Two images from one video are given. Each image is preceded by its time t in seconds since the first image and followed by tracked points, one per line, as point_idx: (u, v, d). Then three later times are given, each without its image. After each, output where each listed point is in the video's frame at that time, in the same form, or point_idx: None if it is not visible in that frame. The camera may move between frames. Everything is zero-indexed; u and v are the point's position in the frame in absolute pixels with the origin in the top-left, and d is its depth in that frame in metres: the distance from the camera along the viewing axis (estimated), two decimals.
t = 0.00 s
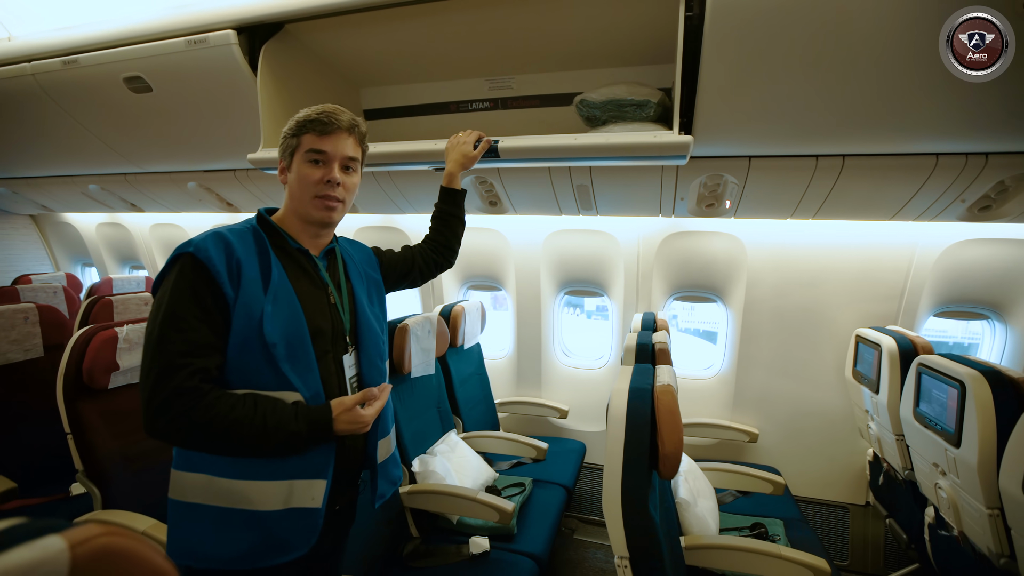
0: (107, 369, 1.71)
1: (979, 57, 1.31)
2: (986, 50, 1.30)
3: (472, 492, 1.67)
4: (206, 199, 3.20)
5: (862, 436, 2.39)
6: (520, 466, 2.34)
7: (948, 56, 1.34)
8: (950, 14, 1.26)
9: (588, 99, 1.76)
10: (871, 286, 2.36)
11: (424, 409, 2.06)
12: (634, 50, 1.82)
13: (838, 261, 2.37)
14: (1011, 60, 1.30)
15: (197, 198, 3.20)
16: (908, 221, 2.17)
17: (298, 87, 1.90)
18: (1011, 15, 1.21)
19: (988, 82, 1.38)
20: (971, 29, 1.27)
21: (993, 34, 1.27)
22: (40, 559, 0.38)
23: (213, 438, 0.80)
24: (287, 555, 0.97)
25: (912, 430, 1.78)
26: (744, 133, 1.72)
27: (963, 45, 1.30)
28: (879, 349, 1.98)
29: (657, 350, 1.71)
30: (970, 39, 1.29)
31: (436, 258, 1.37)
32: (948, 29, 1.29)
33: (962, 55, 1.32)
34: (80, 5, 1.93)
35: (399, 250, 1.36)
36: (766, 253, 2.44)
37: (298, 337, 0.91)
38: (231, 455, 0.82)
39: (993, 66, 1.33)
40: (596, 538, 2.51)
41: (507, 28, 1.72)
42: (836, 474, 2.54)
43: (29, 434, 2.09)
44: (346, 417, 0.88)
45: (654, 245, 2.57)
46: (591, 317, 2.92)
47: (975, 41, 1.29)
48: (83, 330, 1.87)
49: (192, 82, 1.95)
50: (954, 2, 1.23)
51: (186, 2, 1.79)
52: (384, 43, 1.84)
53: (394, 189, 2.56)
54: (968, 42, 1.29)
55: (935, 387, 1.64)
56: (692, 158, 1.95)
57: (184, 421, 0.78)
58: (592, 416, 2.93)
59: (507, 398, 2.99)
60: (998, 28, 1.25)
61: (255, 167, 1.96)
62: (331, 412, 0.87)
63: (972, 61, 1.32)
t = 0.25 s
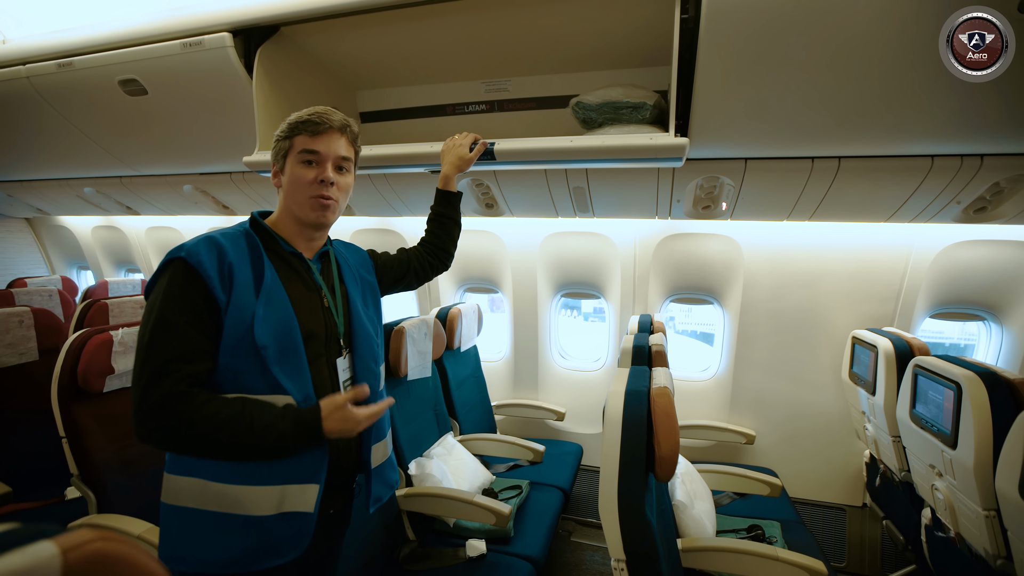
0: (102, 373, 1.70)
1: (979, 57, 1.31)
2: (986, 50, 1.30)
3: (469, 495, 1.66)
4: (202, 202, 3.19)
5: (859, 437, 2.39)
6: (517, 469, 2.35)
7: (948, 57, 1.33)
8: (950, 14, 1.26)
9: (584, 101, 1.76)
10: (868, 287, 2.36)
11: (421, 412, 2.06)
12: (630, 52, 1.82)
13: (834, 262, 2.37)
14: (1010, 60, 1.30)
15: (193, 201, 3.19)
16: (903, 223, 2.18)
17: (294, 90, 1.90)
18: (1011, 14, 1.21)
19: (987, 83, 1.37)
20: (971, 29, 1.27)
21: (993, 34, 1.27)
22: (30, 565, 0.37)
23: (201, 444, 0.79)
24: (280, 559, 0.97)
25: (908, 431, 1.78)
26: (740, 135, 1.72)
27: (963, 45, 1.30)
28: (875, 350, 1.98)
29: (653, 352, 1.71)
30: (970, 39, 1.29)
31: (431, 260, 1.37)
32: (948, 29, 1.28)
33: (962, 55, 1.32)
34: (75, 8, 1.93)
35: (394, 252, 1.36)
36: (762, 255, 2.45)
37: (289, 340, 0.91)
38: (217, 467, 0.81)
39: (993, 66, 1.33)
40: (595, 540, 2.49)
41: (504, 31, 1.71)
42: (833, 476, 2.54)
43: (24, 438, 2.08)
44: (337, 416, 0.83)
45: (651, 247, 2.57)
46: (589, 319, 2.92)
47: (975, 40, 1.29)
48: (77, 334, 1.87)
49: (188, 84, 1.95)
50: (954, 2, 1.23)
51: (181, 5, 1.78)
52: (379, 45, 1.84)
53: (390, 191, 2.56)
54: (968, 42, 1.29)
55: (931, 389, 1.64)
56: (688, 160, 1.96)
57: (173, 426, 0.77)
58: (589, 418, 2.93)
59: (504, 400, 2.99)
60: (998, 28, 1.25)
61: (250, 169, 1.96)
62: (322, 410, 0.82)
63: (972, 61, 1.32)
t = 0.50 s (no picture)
0: (100, 376, 1.70)
1: (979, 57, 1.31)
2: (986, 50, 1.30)
3: (468, 497, 1.66)
4: (200, 204, 3.19)
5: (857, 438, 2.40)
6: (517, 470, 2.35)
7: (948, 56, 1.34)
8: (950, 14, 1.26)
9: (582, 103, 1.76)
10: (866, 288, 2.36)
11: (420, 414, 2.06)
12: (629, 54, 1.83)
13: (833, 264, 2.38)
14: (1010, 60, 1.30)
15: (191, 203, 3.19)
16: (902, 224, 2.18)
17: (292, 92, 1.90)
18: (1011, 14, 1.21)
19: (987, 83, 1.37)
20: (971, 29, 1.27)
21: (993, 34, 1.27)
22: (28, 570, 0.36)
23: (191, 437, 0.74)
24: (274, 558, 0.97)
25: (907, 433, 1.78)
26: (738, 136, 1.72)
27: (963, 45, 1.30)
28: (874, 351, 1.98)
29: (653, 353, 1.71)
30: (970, 39, 1.29)
31: (430, 263, 1.36)
32: (948, 28, 1.29)
33: (962, 55, 1.32)
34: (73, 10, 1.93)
35: (393, 254, 1.35)
36: (761, 256, 2.45)
37: (289, 337, 0.90)
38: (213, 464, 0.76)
39: (993, 66, 1.33)
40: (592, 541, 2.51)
41: (503, 32, 1.72)
42: (832, 477, 2.54)
43: (20, 441, 2.07)
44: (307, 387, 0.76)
45: (649, 249, 2.58)
46: (588, 320, 2.92)
47: (975, 40, 1.29)
48: (74, 336, 1.86)
49: (186, 86, 1.95)
50: (954, 1, 1.23)
51: (179, 7, 1.78)
52: (378, 47, 1.84)
53: (389, 193, 2.56)
54: (968, 42, 1.29)
55: (930, 389, 1.64)
56: (687, 161, 1.96)
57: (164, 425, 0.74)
58: (588, 419, 2.93)
59: (503, 402, 2.99)
60: (998, 28, 1.25)
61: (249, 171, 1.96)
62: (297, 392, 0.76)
63: (972, 61, 1.32)
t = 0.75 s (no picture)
0: (97, 379, 1.70)
1: (979, 57, 1.31)
2: (986, 50, 1.30)
3: (466, 499, 1.66)
4: (198, 206, 3.18)
5: (856, 440, 2.39)
6: (515, 473, 2.33)
7: (948, 57, 1.33)
8: (950, 14, 1.26)
9: (581, 105, 1.76)
10: (864, 290, 2.36)
11: (418, 416, 2.05)
12: (627, 56, 1.83)
13: (831, 266, 2.38)
14: (1010, 60, 1.29)
15: (190, 205, 3.18)
16: (900, 227, 2.18)
17: (291, 94, 1.90)
18: (1011, 14, 1.21)
19: (987, 83, 1.37)
20: (971, 28, 1.27)
21: (993, 34, 1.27)
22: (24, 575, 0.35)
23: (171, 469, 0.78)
24: (273, 564, 0.96)
25: (906, 435, 1.77)
26: (737, 138, 1.72)
27: (963, 45, 1.30)
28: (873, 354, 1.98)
29: (651, 356, 1.71)
30: (970, 39, 1.29)
31: (430, 265, 1.37)
32: (948, 28, 1.28)
33: (962, 55, 1.32)
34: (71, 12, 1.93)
35: (393, 256, 1.35)
36: (759, 258, 2.45)
37: (291, 346, 0.90)
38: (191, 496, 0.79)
39: (993, 66, 1.32)
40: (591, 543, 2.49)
41: (501, 35, 1.72)
42: (831, 479, 2.54)
43: (18, 443, 2.06)
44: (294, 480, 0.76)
45: (648, 251, 2.58)
46: (587, 322, 2.91)
47: (975, 40, 1.29)
48: (72, 339, 1.85)
49: (184, 89, 1.95)
50: (954, 1, 1.23)
51: (177, 9, 1.78)
52: (376, 49, 1.84)
53: (387, 195, 2.56)
54: (968, 42, 1.29)
55: (929, 392, 1.64)
56: (685, 164, 1.96)
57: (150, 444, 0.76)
58: (587, 422, 2.93)
59: (502, 404, 2.98)
60: (998, 28, 1.24)
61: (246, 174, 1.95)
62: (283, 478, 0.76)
63: (972, 61, 1.32)
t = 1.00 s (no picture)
0: (97, 381, 1.70)
1: (979, 57, 1.31)
2: (985, 50, 1.30)
3: (466, 501, 1.65)
4: (198, 208, 3.18)
5: (857, 441, 2.39)
6: (515, 474, 2.34)
7: (948, 57, 1.33)
8: (950, 14, 1.26)
9: (580, 106, 1.76)
10: (864, 291, 2.36)
11: (419, 418, 2.05)
12: (627, 57, 1.83)
13: (831, 267, 2.38)
14: (1010, 60, 1.29)
15: (189, 207, 3.18)
16: (900, 227, 2.18)
17: (290, 95, 1.90)
18: (1011, 15, 1.21)
19: (987, 83, 1.37)
20: (970, 29, 1.27)
21: (992, 34, 1.27)
22: None
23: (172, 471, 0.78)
24: (272, 569, 0.96)
25: (906, 436, 1.77)
26: (737, 139, 1.72)
27: (963, 45, 1.30)
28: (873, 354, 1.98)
29: (651, 357, 1.71)
30: (970, 39, 1.29)
31: (433, 265, 1.36)
32: (948, 28, 1.28)
33: (962, 55, 1.31)
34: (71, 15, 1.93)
35: (398, 258, 1.36)
36: (759, 259, 2.45)
37: (288, 350, 0.90)
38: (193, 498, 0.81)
39: (993, 66, 1.32)
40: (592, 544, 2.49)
41: (501, 36, 1.72)
42: (831, 479, 2.54)
43: (18, 446, 2.06)
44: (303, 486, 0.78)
45: (647, 252, 2.58)
46: (587, 323, 2.91)
47: (975, 40, 1.29)
48: (72, 341, 1.85)
49: (183, 91, 1.95)
50: (954, 1, 1.23)
51: (176, 11, 1.78)
52: (376, 50, 1.84)
53: (387, 197, 2.56)
54: (968, 42, 1.29)
55: (929, 392, 1.64)
56: (685, 165, 1.96)
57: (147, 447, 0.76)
58: (587, 423, 2.93)
59: (502, 406, 2.98)
60: (998, 28, 1.24)
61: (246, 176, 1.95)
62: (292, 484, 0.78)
63: (972, 61, 1.32)
